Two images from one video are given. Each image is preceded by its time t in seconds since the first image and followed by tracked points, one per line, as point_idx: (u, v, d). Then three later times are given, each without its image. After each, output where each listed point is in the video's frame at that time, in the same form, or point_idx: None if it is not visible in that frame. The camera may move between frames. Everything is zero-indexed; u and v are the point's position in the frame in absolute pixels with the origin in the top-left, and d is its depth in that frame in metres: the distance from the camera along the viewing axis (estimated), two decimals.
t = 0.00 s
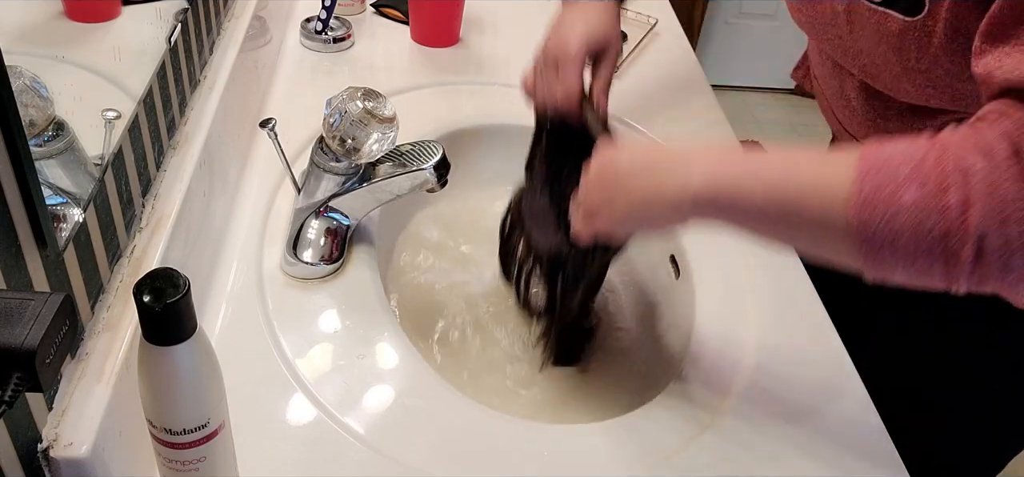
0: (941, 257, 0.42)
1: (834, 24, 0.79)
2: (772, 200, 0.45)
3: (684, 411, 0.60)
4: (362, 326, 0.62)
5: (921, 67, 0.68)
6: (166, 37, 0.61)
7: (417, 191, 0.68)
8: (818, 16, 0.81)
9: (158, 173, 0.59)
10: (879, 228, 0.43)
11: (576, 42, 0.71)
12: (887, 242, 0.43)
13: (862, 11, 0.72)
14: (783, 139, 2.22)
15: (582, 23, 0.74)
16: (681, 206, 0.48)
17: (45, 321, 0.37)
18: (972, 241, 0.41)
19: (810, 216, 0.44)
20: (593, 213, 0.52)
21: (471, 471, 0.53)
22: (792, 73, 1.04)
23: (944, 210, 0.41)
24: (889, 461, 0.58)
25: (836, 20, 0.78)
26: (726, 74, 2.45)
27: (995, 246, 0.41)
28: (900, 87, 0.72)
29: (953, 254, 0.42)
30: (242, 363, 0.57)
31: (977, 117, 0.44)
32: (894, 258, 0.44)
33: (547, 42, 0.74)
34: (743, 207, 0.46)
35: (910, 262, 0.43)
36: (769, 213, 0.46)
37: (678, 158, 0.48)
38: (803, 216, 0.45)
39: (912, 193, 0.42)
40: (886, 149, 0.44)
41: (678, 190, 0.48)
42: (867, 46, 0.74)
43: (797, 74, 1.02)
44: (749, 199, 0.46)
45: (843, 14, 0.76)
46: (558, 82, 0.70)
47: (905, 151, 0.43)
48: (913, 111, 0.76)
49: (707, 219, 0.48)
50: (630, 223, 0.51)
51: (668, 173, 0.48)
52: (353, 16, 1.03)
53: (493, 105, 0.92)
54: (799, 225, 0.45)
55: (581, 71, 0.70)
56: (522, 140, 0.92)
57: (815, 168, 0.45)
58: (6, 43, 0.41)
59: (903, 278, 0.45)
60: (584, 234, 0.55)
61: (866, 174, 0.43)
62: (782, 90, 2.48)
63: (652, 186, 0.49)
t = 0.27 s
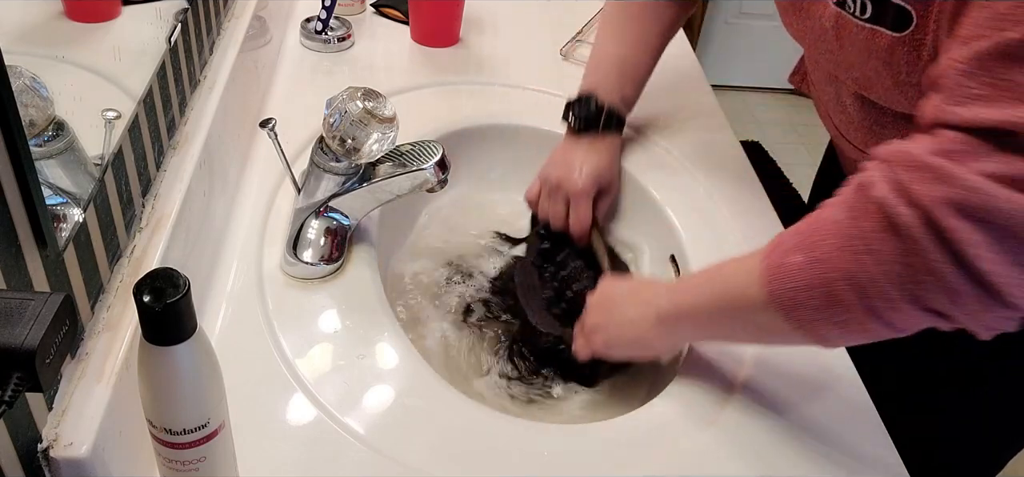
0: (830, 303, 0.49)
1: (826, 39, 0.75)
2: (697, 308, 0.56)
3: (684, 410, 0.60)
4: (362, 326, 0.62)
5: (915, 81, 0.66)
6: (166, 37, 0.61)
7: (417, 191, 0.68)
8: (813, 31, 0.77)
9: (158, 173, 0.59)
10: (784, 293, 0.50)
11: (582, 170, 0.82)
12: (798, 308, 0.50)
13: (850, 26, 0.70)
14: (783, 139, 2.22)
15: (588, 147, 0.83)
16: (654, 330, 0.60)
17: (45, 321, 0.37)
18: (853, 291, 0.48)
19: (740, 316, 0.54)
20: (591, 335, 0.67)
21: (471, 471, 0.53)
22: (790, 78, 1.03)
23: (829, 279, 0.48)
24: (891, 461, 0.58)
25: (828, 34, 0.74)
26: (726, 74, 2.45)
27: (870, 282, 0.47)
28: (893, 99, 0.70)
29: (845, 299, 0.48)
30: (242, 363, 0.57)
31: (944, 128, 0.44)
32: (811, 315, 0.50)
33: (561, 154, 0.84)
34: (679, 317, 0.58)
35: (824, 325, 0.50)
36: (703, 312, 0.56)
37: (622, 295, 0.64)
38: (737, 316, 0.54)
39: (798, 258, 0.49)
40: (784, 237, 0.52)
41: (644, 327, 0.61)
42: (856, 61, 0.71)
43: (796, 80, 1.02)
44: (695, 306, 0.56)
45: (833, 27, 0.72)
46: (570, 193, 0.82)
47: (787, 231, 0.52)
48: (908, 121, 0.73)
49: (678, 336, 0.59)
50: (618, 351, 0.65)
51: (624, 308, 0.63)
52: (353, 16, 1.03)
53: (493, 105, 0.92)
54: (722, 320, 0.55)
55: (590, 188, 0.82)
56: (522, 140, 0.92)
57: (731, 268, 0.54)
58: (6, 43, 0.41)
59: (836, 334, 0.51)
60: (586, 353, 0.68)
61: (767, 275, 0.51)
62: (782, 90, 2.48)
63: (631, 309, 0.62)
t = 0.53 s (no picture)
0: (729, 297, 0.52)
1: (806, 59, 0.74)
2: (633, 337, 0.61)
3: (684, 411, 0.60)
4: (362, 326, 0.62)
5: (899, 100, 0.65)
6: (166, 37, 0.61)
7: (417, 191, 0.68)
8: (795, 51, 0.76)
9: (158, 173, 0.59)
10: (694, 301, 0.54)
11: (520, 203, 0.85)
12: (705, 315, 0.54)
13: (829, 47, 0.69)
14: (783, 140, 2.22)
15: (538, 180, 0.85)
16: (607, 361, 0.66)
17: (45, 321, 0.37)
18: (740, 279, 0.51)
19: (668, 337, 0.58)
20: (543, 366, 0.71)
21: (471, 470, 0.53)
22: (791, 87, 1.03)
23: (732, 274, 0.52)
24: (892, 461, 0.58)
25: (807, 55, 0.73)
26: (726, 74, 2.45)
27: (756, 267, 0.50)
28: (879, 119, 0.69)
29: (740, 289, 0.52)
30: (242, 363, 0.57)
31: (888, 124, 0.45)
32: (718, 315, 0.53)
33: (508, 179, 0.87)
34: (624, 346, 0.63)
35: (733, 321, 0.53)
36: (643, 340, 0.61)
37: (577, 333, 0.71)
38: (670, 334, 0.58)
39: (699, 261, 0.54)
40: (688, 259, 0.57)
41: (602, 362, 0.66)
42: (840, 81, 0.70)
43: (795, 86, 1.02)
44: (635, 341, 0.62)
45: (812, 48, 0.71)
46: (511, 224, 0.86)
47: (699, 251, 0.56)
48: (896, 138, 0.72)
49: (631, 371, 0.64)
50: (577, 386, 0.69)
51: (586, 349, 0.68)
52: (353, 16, 1.03)
53: (493, 105, 0.92)
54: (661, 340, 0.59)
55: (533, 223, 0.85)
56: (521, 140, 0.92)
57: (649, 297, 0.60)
58: (6, 43, 0.41)
59: (740, 330, 0.54)
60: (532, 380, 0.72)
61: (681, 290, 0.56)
62: (782, 89, 2.48)
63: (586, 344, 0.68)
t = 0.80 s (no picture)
0: (691, 291, 0.55)
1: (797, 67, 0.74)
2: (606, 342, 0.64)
3: (685, 410, 0.60)
4: (362, 326, 0.62)
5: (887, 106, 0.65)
6: (166, 37, 0.61)
7: (417, 191, 0.68)
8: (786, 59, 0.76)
9: (158, 173, 0.59)
10: (658, 298, 0.57)
11: (501, 203, 0.86)
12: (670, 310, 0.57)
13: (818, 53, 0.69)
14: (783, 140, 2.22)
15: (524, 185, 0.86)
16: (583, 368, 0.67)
17: (46, 321, 0.37)
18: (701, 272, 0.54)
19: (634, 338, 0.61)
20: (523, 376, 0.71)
21: (472, 471, 0.53)
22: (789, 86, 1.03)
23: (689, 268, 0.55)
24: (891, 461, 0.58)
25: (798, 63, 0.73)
26: (726, 75, 2.45)
27: (714, 258, 0.53)
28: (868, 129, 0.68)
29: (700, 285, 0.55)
30: (242, 363, 0.57)
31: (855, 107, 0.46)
32: (680, 310, 0.56)
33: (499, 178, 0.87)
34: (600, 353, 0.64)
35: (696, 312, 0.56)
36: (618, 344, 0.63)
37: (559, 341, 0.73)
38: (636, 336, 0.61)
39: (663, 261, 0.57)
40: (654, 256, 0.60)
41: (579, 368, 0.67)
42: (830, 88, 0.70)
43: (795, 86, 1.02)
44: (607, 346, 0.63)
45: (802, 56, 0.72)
46: (493, 223, 0.86)
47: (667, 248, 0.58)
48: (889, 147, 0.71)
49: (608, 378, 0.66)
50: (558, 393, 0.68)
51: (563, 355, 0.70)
52: (353, 16, 1.03)
53: (493, 105, 0.92)
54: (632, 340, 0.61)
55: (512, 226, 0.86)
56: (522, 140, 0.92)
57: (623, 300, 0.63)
58: (6, 43, 0.41)
59: (706, 329, 0.57)
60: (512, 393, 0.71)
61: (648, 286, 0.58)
62: (781, 90, 2.48)
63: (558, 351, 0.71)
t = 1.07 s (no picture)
0: (749, 302, 0.51)
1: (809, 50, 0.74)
2: (639, 327, 0.60)
3: (685, 411, 0.60)
4: (362, 327, 0.62)
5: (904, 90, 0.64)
6: (166, 37, 0.61)
7: (417, 191, 0.68)
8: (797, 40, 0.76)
9: (158, 173, 0.59)
10: (707, 300, 0.53)
11: (517, 193, 0.85)
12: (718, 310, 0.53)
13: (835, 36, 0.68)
14: (782, 139, 2.22)
15: (537, 162, 0.84)
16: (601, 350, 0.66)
17: (45, 321, 0.37)
18: (764, 285, 0.50)
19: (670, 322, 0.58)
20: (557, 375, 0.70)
21: (472, 471, 0.53)
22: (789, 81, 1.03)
23: (741, 269, 0.51)
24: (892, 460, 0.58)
25: (811, 45, 0.72)
26: (726, 75, 2.45)
27: (781, 276, 0.50)
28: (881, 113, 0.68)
29: (761, 298, 0.51)
30: (242, 363, 0.57)
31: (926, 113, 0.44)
32: (734, 315, 0.53)
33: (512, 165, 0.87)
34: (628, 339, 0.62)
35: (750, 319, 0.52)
36: (643, 329, 0.60)
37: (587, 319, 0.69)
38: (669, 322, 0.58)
39: (716, 263, 0.53)
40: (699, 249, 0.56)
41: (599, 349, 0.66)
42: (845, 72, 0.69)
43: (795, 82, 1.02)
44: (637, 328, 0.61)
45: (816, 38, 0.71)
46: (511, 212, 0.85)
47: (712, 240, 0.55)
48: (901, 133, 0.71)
49: (626, 357, 0.64)
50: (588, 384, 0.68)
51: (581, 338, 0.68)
52: (353, 16, 1.03)
53: (493, 105, 0.92)
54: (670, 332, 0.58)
55: (530, 209, 0.84)
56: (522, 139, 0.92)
57: (660, 284, 0.59)
58: (6, 43, 0.41)
59: (757, 335, 0.53)
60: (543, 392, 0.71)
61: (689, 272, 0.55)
62: (781, 90, 2.48)
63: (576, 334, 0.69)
